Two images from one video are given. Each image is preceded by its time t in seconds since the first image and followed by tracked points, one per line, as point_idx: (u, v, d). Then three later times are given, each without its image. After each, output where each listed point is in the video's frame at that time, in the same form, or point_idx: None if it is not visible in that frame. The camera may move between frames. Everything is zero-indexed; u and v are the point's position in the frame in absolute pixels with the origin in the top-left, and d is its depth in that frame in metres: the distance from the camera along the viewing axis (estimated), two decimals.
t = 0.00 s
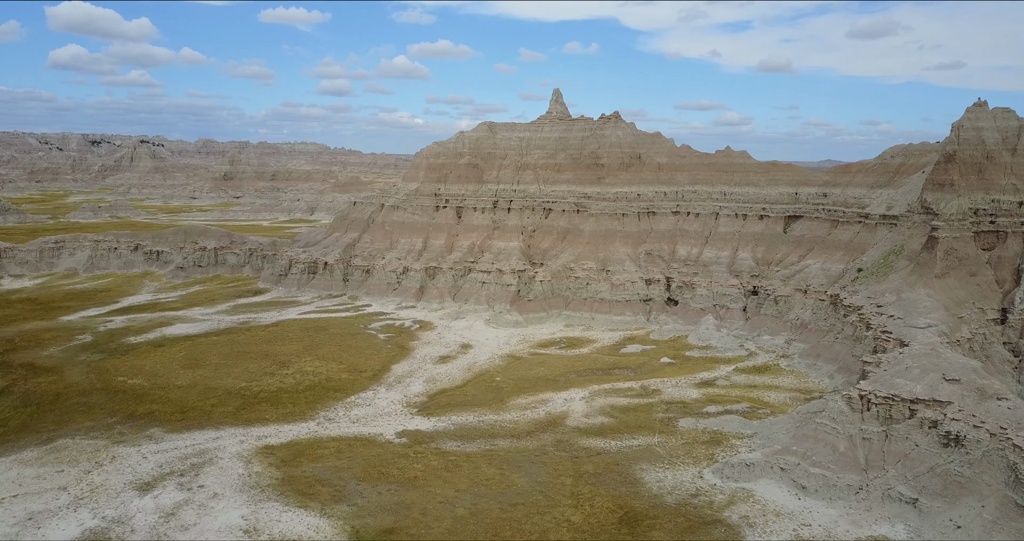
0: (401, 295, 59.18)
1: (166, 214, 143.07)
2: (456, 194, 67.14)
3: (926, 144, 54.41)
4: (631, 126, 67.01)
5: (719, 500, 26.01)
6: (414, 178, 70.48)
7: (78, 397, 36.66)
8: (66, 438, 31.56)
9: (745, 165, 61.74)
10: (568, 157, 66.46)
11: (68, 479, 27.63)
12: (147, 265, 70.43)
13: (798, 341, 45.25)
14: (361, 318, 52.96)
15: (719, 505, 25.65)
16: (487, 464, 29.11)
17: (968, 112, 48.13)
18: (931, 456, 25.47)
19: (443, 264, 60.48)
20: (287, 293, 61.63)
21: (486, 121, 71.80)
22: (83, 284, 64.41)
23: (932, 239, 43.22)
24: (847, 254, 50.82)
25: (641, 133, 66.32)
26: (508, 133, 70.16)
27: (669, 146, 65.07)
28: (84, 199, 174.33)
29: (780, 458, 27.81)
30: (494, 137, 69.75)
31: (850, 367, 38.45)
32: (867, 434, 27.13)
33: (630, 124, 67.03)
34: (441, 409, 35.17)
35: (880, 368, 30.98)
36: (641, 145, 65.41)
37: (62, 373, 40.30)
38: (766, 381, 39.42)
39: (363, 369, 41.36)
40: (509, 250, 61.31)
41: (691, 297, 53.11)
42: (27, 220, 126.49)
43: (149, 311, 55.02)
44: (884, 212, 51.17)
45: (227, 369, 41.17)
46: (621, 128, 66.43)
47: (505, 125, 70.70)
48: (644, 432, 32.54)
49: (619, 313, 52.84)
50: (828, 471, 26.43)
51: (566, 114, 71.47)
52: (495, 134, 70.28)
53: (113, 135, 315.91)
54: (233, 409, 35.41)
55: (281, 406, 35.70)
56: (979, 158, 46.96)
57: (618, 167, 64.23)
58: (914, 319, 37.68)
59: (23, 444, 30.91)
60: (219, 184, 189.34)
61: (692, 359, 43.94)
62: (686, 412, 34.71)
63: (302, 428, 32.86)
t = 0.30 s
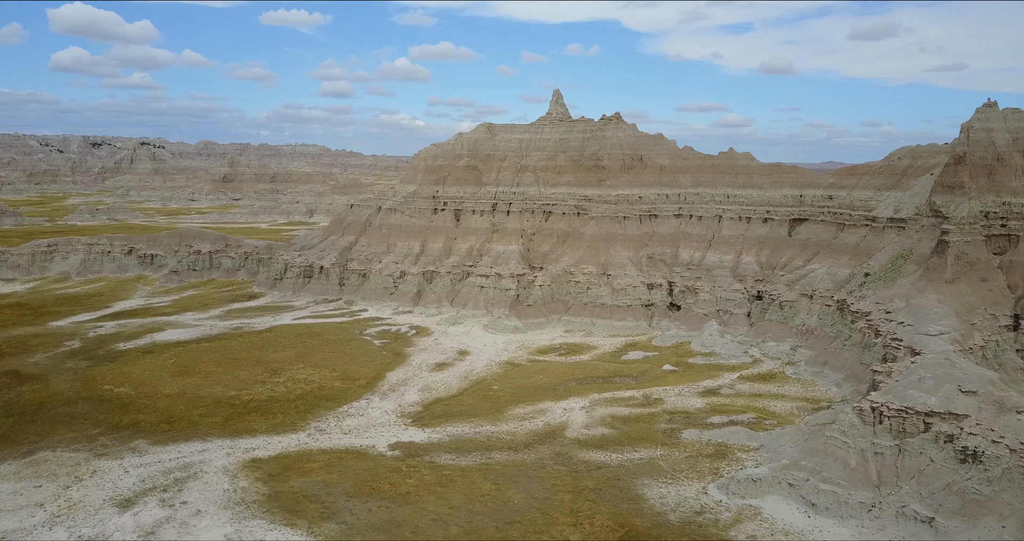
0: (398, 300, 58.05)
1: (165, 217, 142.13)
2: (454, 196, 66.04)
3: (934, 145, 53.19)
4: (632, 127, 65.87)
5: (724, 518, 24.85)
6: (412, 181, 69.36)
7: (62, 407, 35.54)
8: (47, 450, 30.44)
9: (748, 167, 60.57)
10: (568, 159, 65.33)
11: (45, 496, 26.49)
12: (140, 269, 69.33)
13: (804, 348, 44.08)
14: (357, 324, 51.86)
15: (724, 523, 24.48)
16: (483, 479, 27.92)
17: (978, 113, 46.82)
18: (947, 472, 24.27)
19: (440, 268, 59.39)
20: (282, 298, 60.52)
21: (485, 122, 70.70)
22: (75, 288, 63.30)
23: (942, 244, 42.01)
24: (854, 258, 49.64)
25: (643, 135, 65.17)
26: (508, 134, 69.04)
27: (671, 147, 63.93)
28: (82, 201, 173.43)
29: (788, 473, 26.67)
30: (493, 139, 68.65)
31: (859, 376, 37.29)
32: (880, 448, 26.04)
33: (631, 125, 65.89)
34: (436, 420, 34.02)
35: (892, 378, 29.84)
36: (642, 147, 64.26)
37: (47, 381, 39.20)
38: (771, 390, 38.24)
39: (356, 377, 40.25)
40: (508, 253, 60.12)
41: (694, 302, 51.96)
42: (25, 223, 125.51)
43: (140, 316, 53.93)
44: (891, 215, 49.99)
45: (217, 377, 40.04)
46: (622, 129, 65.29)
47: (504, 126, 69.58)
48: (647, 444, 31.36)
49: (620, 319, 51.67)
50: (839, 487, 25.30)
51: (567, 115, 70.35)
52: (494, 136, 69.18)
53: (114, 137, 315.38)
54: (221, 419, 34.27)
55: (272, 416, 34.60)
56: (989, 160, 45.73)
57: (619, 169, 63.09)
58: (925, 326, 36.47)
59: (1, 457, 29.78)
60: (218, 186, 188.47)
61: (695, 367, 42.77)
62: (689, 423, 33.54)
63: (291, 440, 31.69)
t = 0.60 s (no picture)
0: (395, 305, 56.91)
1: (162, 220, 141.08)
2: (453, 199, 64.92)
3: (942, 147, 52.03)
4: (633, 129, 64.76)
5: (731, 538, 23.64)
6: (410, 183, 68.27)
7: (44, 417, 34.38)
8: (25, 464, 29.29)
9: (752, 169, 59.41)
10: (568, 161, 64.23)
11: (21, 513, 25.35)
12: (133, 273, 68.23)
13: (810, 356, 42.90)
14: (351, 330, 50.71)
15: None
16: (478, 495, 26.75)
17: (988, 114, 45.64)
18: (965, 490, 23.16)
19: (438, 272, 58.26)
20: (276, 303, 59.41)
21: (484, 124, 69.59)
22: (67, 292, 62.17)
23: (952, 248, 40.82)
24: (860, 262, 48.45)
25: (644, 137, 64.07)
26: (507, 136, 67.94)
27: (673, 149, 62.81)
28: (80, 204, 172.50)
29: (797, 490, 25.47)
30: (492, 141, 67.57)
31: (867, 385, 36.11)
32: (893, 464, 24.85)
33: (632, 127, 64.79)
34: (430, 431, 32.87)
35: (904, 390, 28.58)
36: (644, 149, 63.15)
37: (31, 390, 38.05)
38: (777, 400, 37.06)
39: (349, 386, 39.12)
40: (507, 257, 58.98)
41: (697, 307, 50.80)
42: (21, 225, 124.53)
43: (131, 321, 52.83)
44: (899, 218, 48.81)
45: (206, 386, 38.89)
46: (623, 131, 64.19)
47: (503, 128, 68.47)
48: (649, 457, 30.18)
49: (621, 324, 50.47)
50: (851, 505, 24.10)
51: (567, 117, 69.27)
52: (493, 138, 68.07)
53: (113, 139, 314.67)
54: (208, 430, 33.13)
55: (261, 427, 33.45)
56: (999, 162, 44.53)
57: (620, 171, 61.96)
58: (937, 333, 35.27)
59: None
60: (217, 189, 187.52)
61: (698, 375, 41.56)
62: (692, 435, 32.32)
63: (280, 453, 30.55)
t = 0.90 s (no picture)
0: (392, 310, 55.78)
1: (160, 223, 140.09)
2: (451, 202, 63.79)
3: (951, 149, 50.83)
4: (635, 131, 63.65)
5: None
6: (408, 186, 67.17)
7: (26, 429, 33.24)
8: (3, 479, 28.15)
9: (755, 171, 58.26)
10: (568, 163, 63.12)
11: None
12: (127, 277, 67.13)
13: (817, 364, 41.69)
14: (346, 336, 49.60)
15: None
16: (473, 513, 25.56)
17: (999, 114, 44.43)
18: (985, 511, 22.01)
19: (436, 277, 57.13)
20: (271, 308, 58.30)
21: (484, 126, 68.52)
22: (58, 297, 61.04)
23: (964, 253, 39.61)
24: (868, 267, 47.26)
25: (646, 138, 62.95)
26: (506, 138, 66.84)
27: (675, 151, 61.67)
28: (78, 206, 171.50)
29: (807, 509, 24.24)
30: (492, 143, 66.47)
31: (878, 396, 34.92)
32: (909, 482, 23.66)
33: (634, 128, 63.67)
34: (425, 444, 31.69)
35: (918, 402, 27.36)
36: (645, 151, 62.03)
37: (14, 399, 36.92)
38: (784, 410, 35.85)
39: (342, 395, 38.00)
40: (506, 261, 57.83)
41: (700, 313, 49.62)
42: (17, 228, 123.56)
43: (122, 327, 51.72)
44: (907, 222, 47.61)
45: (194, 395, 37.72)
46: (624, 132, 63.07)
47: (503, 130, 67.35)
48: (652, 471, 28.97)
49: (622, 331, 49.26)
50: (865, 525, 22.90)
51: (567, 118, 68.17)
52: (493, 140, 66.99)
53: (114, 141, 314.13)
54: (195, 442, 31.97)
55: (249, 439, 32.30)
56: (1011, 164, 43.32)
57: (621, 174, 60.83)
58: (949, 341, 34.06)
59: None
60: (217, 191, 186.68)
61: (702, 383, 40.37)
62: (696, 447, 31.12)
63: (268, 467, 29.38)
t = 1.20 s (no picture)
0: (389, 315, 54.66)
1: (159, 226, 139.17)
2: (450, 205, 62.66)
3: (961, 151, 49.61)
4: (637, 132, 62.51)
5: None
6: (406, 189, 66.09)
7: (7, 440, 32.11)
8: None
9: (760, 174, 57.04)
10: (569, 166, 62.02)
11: None
12: (121, 282, 66.10)
13: (825, 372, 40.45)
14: (342, 343, 48.48)
15: None
16: (467, 532, 24.37)
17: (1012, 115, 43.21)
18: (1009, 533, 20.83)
19: (434, 282, 56.01)
20: (266, 313, 57.19)
21: (483, 128, 67.43)
22: (50, 302, 60.02)
23: (977, 258, 38.38)
24: (876, 272, 46.04)
25: (648, 141, 61.84)
26: (506, 140, 65.72)
27: (678, 154, 60.53)
28: (78, 209, 170.81)
29: (820, 528, 23.01)
30: (491, 145, 65.39)
31: (889, 406, 33.69)
32: (927, 501, 22.44)
33: (636, 130, 62.55)
34: (419, 457, 30.50)
35: (935, 416, 26.16)
36: (647, 153, 60.89)
37: None
38: (792, 421, 34.63)
39: (335, 404, 36.86)
40: (505, 265, 56.71)
41: (704, 319, 48.42)
42: (15, 232, 122.72)
43: (113, 333, 50.64)
44: (917, 225, 46.37)
45: (183, 405, 36.57)
46: (626, 134, 61.95)
47: (503, 132, 66.26)
48: (655, 487, 27.76)
49: (624, 337, 48.05)
50: None
51: (568, 120, 67.08)
52: (492, 142, 65.89)
53: (115, 144, 313.82)
54: (181, 455, 30.82)
55: (237, 452, 31.16)
56: None
57: (623, 176, 59.67)
58: (964, 350, 32.82)
59: None
60: (217, 194, 185.83)
61: (706, 392, 39.16)
62: (701, 461, 29.92)
63: (256, 483, 28.22)
